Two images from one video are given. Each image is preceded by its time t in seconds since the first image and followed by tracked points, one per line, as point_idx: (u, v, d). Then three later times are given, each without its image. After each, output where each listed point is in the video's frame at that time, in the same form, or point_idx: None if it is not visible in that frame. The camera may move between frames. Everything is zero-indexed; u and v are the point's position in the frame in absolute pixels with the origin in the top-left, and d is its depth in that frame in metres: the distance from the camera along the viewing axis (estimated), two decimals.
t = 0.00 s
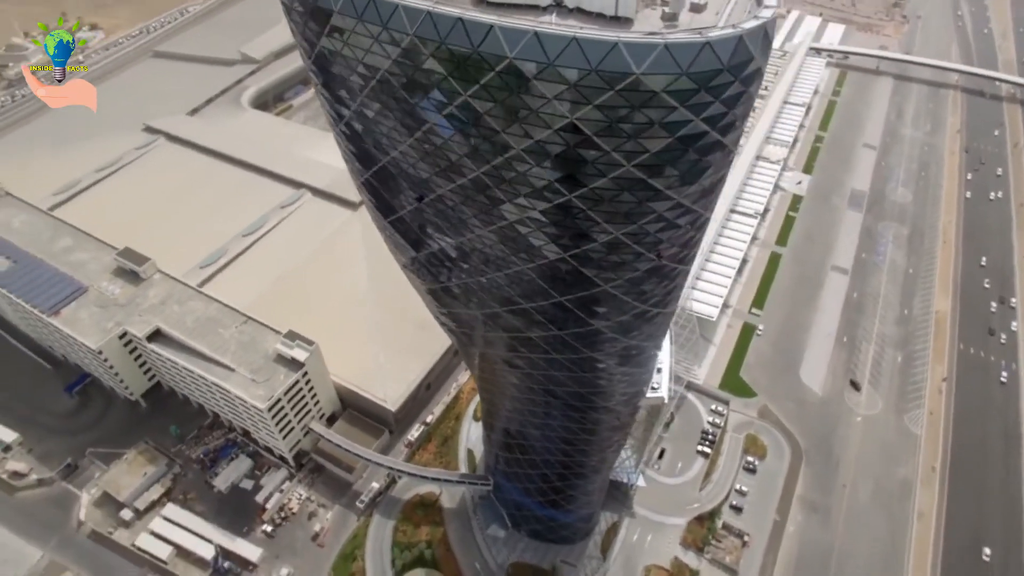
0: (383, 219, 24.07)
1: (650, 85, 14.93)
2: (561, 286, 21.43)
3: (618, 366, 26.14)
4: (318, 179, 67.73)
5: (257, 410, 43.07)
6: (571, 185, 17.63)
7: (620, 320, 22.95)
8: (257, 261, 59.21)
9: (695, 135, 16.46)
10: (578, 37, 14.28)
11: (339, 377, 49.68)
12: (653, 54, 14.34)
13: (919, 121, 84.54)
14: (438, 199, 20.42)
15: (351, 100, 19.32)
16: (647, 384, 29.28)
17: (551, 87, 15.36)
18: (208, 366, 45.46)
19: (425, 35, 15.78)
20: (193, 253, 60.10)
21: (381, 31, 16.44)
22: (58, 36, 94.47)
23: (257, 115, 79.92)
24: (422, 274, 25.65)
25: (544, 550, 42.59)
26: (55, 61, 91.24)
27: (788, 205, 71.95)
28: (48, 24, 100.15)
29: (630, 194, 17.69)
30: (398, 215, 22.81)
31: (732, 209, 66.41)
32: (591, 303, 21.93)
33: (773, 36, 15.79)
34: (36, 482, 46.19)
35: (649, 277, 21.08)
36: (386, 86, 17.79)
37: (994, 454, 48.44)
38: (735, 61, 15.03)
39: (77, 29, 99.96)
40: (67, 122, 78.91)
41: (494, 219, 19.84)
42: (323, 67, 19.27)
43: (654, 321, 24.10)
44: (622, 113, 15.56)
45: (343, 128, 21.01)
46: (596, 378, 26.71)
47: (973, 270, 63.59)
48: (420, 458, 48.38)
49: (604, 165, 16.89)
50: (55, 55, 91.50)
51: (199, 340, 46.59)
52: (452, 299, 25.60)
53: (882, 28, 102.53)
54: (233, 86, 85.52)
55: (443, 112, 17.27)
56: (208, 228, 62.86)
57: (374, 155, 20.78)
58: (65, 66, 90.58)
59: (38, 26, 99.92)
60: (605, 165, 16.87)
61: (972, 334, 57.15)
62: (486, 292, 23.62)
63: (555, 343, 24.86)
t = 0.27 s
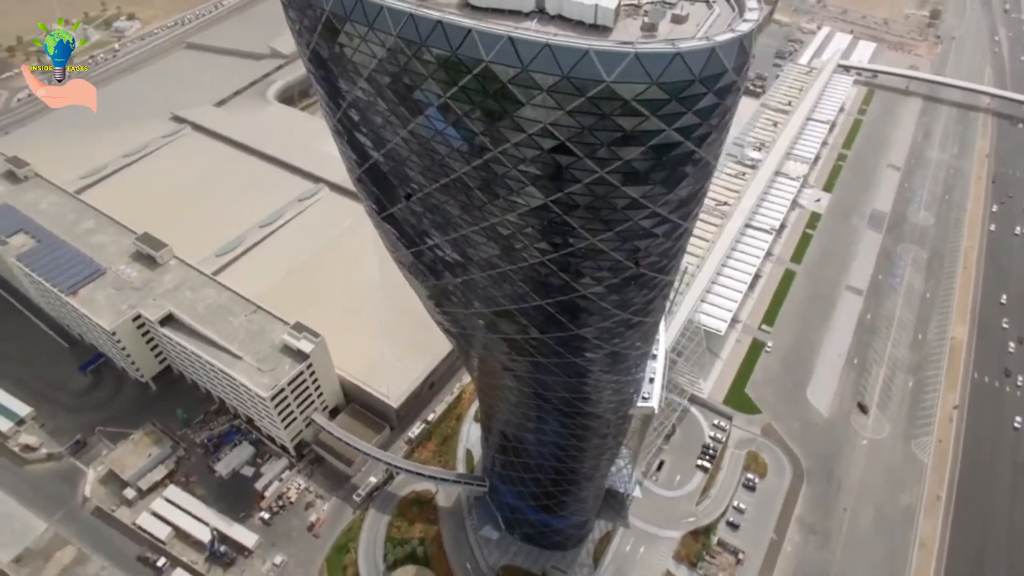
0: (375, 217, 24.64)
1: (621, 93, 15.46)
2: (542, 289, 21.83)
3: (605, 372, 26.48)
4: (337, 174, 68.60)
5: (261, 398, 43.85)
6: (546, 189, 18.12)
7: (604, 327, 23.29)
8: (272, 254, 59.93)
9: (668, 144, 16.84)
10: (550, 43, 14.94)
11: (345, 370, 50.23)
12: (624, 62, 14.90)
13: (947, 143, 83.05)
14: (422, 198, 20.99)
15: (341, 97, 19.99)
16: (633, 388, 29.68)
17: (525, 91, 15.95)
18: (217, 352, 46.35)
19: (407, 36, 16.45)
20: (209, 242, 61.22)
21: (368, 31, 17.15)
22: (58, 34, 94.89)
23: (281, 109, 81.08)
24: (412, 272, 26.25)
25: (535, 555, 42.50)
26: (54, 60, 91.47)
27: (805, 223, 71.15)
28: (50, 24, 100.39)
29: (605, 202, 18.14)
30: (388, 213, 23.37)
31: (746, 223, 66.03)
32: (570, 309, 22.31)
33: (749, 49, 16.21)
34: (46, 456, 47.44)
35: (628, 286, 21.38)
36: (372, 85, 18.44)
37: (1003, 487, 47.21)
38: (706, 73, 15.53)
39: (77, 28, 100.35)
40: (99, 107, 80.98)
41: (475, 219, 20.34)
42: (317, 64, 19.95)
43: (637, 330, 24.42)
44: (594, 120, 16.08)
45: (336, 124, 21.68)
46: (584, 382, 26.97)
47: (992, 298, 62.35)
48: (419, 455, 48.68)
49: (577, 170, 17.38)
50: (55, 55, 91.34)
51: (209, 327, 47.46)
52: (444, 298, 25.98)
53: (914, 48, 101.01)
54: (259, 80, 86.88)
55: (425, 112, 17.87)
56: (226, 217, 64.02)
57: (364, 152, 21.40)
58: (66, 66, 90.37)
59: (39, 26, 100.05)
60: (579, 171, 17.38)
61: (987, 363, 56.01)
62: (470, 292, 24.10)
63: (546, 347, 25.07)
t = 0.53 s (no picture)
0: (369, 215, 25.38)
1: (592, 100, 16.16)
2: (524, 291, 22.56)
3: (594, 377, 26.93)
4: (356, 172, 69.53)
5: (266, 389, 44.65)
6: (524, 193, 18.85)
7: (588, 332, 24.00)
8: (287, 248, 60.88)
9: (641, 154, 17.53)
10: (523, 49, 15.65)
11: (350, 366, 50.92)
12: (594, 71, 15.66)
13: (974, 166, 81.57)
14: (408, 198, 21.79)
15: (334, 96, 20.69)
16: (624, 394, 29.74)
17: (501, 95, 16.65)
18: (227, 342, 47.26)
19: (390, 39, 17.15)
20: (227, 233, 62.40)
21: (355, 32, 17.84)
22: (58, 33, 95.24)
23: (307, 105, 82.41)
24: (402, 269, 27.00)
25: (528, 560, 42.53)
26: (54, 59, 91.66)
27: (823, 241, 70.28)
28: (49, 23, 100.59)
29: (579, 208, 18.89)
30: (379, 212, 24.08)
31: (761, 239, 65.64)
32: (551, 312, 23.07)
33: (724, 62, 16.87)
34: (58, 434, 48.70)
35: (607, 291, 22.12)
36: (360, 85, 19.11)
37: (1012, 520, 46.06)
38: (678, 83, 16.20)
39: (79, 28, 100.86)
40: (131, 97, 83.03)
41: (459, 220, 21.09)
42: (311, 63, 20.68)
43: (621, 336, 25.05)
44: (566, 126, 16.78)
45: (330, 122, 22.40)
46: (573, 386, 27.31)
47: (1013, 327, 60.95)
48: (419, 454, 49.06)
49: (552, 176, 18.12)
50: (54, 54, 90.85)
51: (221, 316, 48.41)
52: (435, 298, 26.69)
53: (946, 69, 99.35)
54: (286, 77, 88.29)
55: (408, 113, 18.60)
56: (244, 210, 65.19)
57: (355, 151, 22.08)
58: (66, 66, 90.65)
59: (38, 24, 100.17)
60: (553, 176, 18.11)
61: (1003, 392, 54.81)
62: (456, 292, 24.88)
63: (535, 350, 25.59)
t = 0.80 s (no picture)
0: (368, 212, 25.81)
1: (569, 107, 16.35)
2: (512, 293, 22.80)
3: (586, 383, 26.98)
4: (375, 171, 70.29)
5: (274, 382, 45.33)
6: (507, 196, 19.09)
7: (576, 337, 24.11)
8: (303, 244, 61.66)
9: (620, 160, 17.68)
10: (503, 54, 15.91)
11: (358, 362, 51.42)
12: (571, 77, 15.84)
13: (1001, 185, 80.06)
14: (398, 197, 22.13)
15: (331, 94, 21.09)
16: (619, 396, 29.38)
17: (482, 98, 16.88)
18: (238, 334, 48.06)
19: (379, 41, 17.48)
20: (245, 227, 63.42)
21: (347, 33, 18.20)
22: (57, 34, 96.64)
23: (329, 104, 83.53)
24: (400, 266, 27.43)
25: (525, 564, 42.51)
26: (54, 60, 93.14)
27: (840, 256, 69.35)
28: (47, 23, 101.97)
29: (561, 213, 19.10)
30: (376, 209, 24.48)
31: (775, 251, 64.91)
32: (538, 315, 23.31)
33: (705, 71, 16.95)
34: (73, 418, 49.88)
35: (593, 298, 22.23)
36: (353, 85, 19.47)
37: None
38: (656, 91, 16.33)
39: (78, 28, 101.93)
40: (160, 91, 84.86)
41: (447, 221, 21.38)
42: (311, 62, 21.10)
43: (610, 343, 25.11)
44: (545, 131, 17.01)
45: (330, 120, 22.79)
46: (567, 392, 27.48)
47: None
48: (421, 453, 49.28)
49: (533, 180, 18.33)
50: (55, 55, 92.71)
51: (234, 310, 49.22)
52: (431, 297, 27.04)
53: (977, 85, 97.68)
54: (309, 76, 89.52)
55: (397, 114, 18.90)
56: (262, 205, 66.24)
57: (352, 149, 22.47)
58: (66, 66, 92.11)
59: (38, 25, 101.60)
60: (534, 180, 18.31)
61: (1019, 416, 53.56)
62: (447, 292, 25.22)
63: (528, 353, 25.78)
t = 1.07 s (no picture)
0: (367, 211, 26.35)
1: (545, 112, 16.68)
2: (498, 295, 23.21)
3: (575, 388, 27.27)
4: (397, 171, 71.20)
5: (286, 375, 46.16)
6: (489, 199, 19.47)
7: (562, 341, 24.43)
8: (323, 241, 62.70)
9: (598, 166, 17.94)
10: (481, 59, 16.29)
11: (369, 359, 52.05)
12: (546, 83, 16.18)
13: None
14: (389, 198, 22.66)
15: (327, 95, 21.57)
16: (614, 401, 29.47)
17: (462, 102, 17.24)
18: (253, 327, 49.09)
19: (367, 44, 17.93)
20: (267, 222, 64.70)
21: (339, 35, 18.68)
22: (57, 34, 98.44)
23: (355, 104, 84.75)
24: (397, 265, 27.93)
25: (525, 568, 42.55)
26: (53, 60, 94.75)
27: (862, 273, 68.05)
28: (46, 23, 103.63)
29: (542, 217, 19.42)
30: (373, 208, 24.99)
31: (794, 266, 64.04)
32: (524, 319, 23.75)
33: (683, 81, 17.15)
34: (94, 401, 51.34)
35: (576, 302, 22.55)
36: (345, 86, 19.95)
37: None
38: (632, 99, 16.57)
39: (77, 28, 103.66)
40: (192, 87, 86.89)
41: (435, 222, 21.78)
42: (309, 62, 21.62)
43: (598, 349, 25.39)
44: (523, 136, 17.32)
45: (328, 119, 23.30)
46: (560, 397, 27.97)
47: None
48: (428, 452, 49.65)
49: (512, 183, 18.66)
50: (55, 55, 94.32)
51: (250, 303, 50.27)
52: (428, 296, 27.45)
53: (1015, 103, 95.19)
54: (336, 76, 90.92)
55: (386, 115, 19.32)
56: (285, 201, 67.53)
57: (348, 148, 22.96)
58: (65, 66, 93.85)
59: (38, 24, 103.66)
60: (514, 184, 18.64)
61: None
62: (438, 292, 25.75)
63: (517, 355, 26.16)
